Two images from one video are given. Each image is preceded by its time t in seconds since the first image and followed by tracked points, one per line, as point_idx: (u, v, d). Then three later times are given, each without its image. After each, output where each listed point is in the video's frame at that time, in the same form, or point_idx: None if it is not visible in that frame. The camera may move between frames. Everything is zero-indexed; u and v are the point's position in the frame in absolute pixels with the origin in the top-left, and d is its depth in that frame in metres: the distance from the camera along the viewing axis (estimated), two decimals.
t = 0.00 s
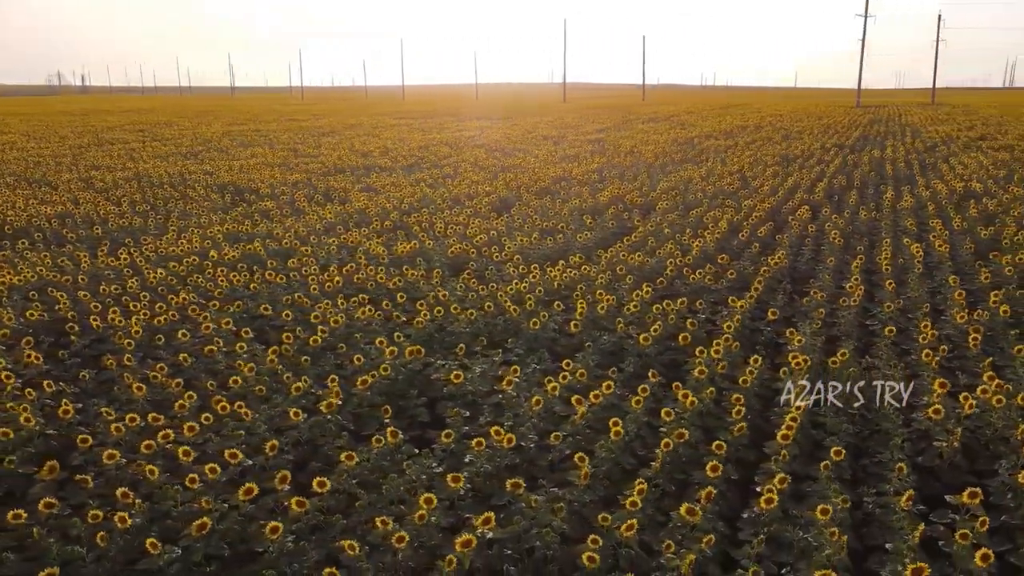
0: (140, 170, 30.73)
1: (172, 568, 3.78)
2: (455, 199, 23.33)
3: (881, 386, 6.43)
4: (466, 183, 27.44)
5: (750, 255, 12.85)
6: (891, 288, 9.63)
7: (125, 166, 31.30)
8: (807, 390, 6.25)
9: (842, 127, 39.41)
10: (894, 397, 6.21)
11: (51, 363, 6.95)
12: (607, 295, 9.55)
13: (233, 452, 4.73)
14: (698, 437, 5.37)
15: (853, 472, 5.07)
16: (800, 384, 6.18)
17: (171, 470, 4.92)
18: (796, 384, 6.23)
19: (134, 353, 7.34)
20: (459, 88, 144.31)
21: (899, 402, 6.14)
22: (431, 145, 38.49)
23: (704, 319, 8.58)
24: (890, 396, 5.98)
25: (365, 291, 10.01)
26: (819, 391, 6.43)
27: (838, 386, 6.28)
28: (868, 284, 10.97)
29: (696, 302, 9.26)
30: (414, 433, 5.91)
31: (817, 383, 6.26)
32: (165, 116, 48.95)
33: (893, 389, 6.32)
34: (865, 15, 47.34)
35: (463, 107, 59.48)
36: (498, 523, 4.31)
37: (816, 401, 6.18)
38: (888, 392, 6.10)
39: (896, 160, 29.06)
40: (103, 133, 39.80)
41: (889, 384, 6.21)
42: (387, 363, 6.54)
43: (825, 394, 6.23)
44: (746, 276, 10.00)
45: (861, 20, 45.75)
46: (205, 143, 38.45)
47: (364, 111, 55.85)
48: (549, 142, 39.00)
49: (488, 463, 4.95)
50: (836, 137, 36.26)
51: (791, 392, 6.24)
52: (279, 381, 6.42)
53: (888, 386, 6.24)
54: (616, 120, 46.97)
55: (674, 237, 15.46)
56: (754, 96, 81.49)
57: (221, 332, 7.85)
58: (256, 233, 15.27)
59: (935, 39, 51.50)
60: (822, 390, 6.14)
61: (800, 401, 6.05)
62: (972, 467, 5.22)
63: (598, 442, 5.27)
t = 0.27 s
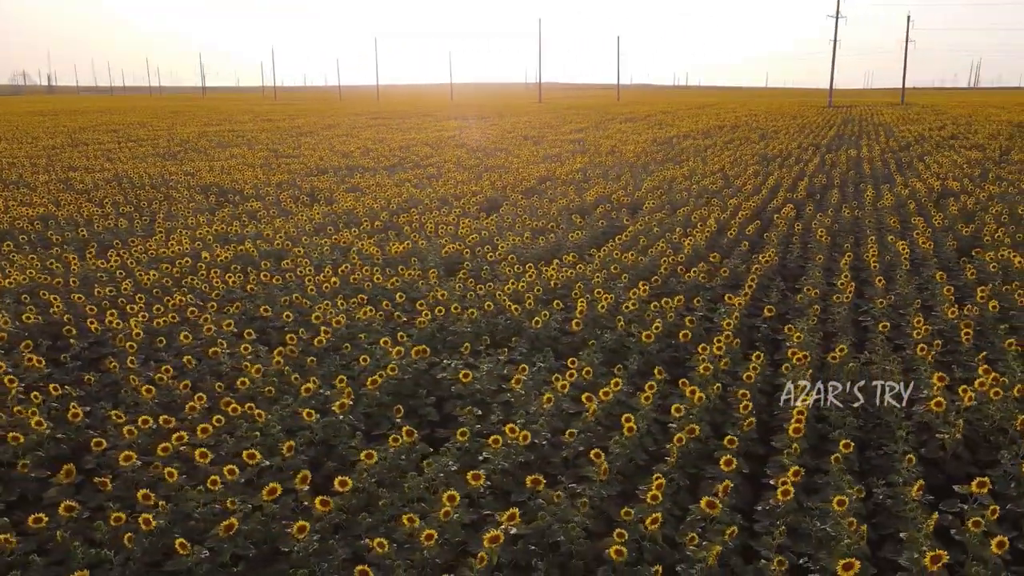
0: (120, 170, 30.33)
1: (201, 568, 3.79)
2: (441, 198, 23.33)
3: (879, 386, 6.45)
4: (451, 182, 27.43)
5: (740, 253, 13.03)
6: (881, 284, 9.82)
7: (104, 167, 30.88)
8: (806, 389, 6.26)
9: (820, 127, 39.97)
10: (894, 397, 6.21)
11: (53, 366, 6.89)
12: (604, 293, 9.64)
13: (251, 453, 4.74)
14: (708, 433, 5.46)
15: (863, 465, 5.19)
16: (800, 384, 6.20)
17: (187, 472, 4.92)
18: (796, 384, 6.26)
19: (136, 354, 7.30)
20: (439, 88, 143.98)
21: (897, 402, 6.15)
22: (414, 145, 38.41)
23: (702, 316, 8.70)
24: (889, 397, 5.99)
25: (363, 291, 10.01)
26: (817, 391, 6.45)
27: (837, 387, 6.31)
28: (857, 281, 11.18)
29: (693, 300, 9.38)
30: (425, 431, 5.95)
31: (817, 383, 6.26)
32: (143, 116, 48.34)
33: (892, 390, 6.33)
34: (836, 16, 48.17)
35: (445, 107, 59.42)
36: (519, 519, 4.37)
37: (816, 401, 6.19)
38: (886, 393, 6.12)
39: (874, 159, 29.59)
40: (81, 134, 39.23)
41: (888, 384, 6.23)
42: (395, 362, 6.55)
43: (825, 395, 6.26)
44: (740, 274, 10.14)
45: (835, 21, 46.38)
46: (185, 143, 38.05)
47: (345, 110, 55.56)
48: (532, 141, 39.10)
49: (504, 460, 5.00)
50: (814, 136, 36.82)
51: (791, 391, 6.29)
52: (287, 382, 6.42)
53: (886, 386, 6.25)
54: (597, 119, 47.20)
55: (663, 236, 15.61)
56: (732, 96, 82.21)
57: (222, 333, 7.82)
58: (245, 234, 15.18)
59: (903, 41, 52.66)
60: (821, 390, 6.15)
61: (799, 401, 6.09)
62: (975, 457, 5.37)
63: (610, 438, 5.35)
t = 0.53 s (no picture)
0: (101, 171, 29.97)
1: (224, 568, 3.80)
2: (429, 198, 23.31)
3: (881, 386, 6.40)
4: (438, 182, 27.42)
5: (731, 251, 13.17)
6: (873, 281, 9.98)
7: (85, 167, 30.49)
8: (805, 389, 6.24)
9: (803, 126, 40.39)
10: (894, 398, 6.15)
11: (54, 368, 6.83)
12: (602, 292, 9.71)
13: (266, 453, 4.74)
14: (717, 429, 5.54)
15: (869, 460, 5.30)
16: (799, 384, 6.20)
17: (200, 473, 4.92)
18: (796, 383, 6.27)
19: (138, 356, 7.25)
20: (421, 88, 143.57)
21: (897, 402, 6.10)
22: (400, 145, 38.32)
23: (699, 313, 8.80)
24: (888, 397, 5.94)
25: (360, 291, 10.01)
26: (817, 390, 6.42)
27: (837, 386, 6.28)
28: (848, 278, 11.35)
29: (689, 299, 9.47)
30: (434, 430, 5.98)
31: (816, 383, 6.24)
32: (124, 116, 47.82)
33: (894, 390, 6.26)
34: (813, 15, 48.75)
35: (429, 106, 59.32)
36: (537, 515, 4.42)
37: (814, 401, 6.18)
38: (886, 392, 6.07)
39: (855, 157, 29.99)
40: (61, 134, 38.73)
41: (888, 384, 6.17)
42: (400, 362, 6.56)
43: (824, 394, 6.25)
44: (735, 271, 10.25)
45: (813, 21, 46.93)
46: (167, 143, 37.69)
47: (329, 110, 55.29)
48: (518, 141, 39.18)
49: (518, 458, 5.04)
50: (796, 135, 37.24)
51: (792, 390, 6.32)
52: (294, 383, 6.42)
53: (886, 386, 6.20)
54: (582, 119, 47.36)
55: (654, 234, 15.72)
56: (713, 96, 82.76)
57: (223, 334, 7.79)
58: (236, 235, 15.09)
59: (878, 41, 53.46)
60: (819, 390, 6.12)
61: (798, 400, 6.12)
62: (976, 450, 5.49)
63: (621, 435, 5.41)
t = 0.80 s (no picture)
0: (83, 171, 29.59)
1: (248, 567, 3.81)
2: (418, 198, 23.29)
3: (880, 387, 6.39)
4: (426, 182, 27.38)
5: (723, 250, 13.30)
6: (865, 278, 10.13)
7: (67, 168, 30.10)
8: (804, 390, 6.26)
9: (785, 126, 40.80)
10: (894, 398, 6.15)
11: (54, 370, 6.78)
12: (599, 291, 9.77)
13: (282, 453, 4.75)
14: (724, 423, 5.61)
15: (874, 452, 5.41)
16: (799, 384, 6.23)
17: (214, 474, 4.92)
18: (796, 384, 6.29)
19: (139, 356, 7.21)
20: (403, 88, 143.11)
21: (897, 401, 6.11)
22: (385, 145, 38.20)
23: (697, 311, 8.89)
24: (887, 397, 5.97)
25: (358, 291, 10.00)
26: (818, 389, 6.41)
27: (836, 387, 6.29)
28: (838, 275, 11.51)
29: (686, 297, 9.57)
30: (443, 428, 6.00)
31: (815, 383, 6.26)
32: (104, 117, 47.24)
33: (893, 390, 6.26)
34: (790, 16, 49.33)
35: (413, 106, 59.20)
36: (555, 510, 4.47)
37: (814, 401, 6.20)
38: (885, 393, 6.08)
39: (837, 156, 30.38)
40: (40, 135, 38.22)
41: (888, 384, 6.18)
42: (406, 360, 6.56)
43: (824, 394, 6.26)
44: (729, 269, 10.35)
45: (790, 21, 47.36)
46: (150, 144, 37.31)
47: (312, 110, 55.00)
48: (503, 140, 39.21)
49: (531, 454, 5.07)
50: (778, 135, 37.62)
51: (792, 391, 6.34)
52: (300, 383, 6.41)
53: (885, 386, 6.20)
54: (566, 118, 47.50)
55: (644, 233, 15.84)
56: (695, 96, 83.30)
57: (224, 335, 7.76)
58: (227, 235, 15.00)
59: (854, 41, 54.20)
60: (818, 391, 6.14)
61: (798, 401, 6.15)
62: (976, 440, 5.63)
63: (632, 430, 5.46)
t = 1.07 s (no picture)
0: (61, 172, 29.16)
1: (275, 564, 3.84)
2: (403, 198, 23.25)
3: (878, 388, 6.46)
4: (410, 182, 27.32)
5: (712, 249, 13.47)
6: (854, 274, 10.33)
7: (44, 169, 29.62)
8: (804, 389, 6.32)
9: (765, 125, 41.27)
10: (894, 397, 6.22)
11: (55, 372, 6.72)
12: (595, 289, 9.86)
13: (299, 452, 4.77)
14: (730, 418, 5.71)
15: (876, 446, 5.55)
16: (799, 384, 6.31)
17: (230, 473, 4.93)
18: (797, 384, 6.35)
19: (141, 358, 7.17)
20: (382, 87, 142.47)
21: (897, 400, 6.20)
22: (367, 145, 38.05)
23: (694, 308, 9.02)
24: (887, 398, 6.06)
25: (354, 291, 10.00)
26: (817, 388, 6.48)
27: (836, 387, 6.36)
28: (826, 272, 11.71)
29: (681, 294, 9.69)
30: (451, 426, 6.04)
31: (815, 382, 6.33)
32: (80, 116, 46.55)
33: (892, 390, 6.34)
34: (766, 17, 49.90)
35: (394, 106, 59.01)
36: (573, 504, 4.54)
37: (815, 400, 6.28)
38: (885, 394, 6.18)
39: (816, 155, 30.83)
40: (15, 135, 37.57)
41: (887, 385, 6.25)
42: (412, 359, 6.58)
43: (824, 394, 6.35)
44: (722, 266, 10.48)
45: (767, 22, 47.92)
46: (128, 144, 36.84)
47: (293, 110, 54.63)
48: (486, 140, 39.24)
49: (544, 450, 5.14)
50: (758, 134, 38.06)
51: (793, 390, 6.41)
52: (307, 383, 6.42)
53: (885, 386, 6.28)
54: (548, 118, 47.63)
55: (632, 231, 15.97)
56: (673, 95, 83.91)
57: (225, 336, 7.73)
58: (216, 237, 14.90)
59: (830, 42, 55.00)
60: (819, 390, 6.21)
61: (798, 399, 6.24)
62: (972, 431, 5.79)
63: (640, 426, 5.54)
